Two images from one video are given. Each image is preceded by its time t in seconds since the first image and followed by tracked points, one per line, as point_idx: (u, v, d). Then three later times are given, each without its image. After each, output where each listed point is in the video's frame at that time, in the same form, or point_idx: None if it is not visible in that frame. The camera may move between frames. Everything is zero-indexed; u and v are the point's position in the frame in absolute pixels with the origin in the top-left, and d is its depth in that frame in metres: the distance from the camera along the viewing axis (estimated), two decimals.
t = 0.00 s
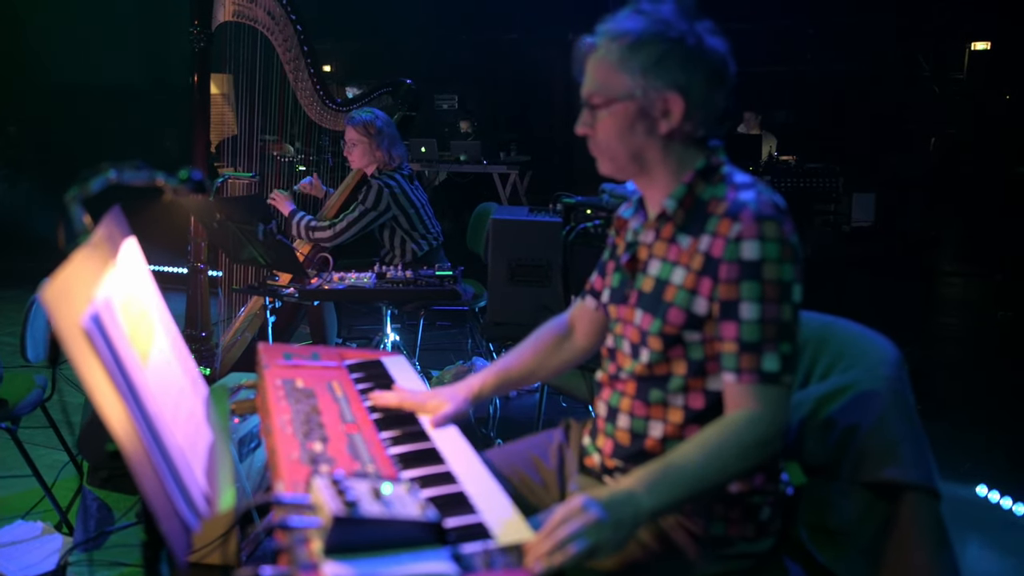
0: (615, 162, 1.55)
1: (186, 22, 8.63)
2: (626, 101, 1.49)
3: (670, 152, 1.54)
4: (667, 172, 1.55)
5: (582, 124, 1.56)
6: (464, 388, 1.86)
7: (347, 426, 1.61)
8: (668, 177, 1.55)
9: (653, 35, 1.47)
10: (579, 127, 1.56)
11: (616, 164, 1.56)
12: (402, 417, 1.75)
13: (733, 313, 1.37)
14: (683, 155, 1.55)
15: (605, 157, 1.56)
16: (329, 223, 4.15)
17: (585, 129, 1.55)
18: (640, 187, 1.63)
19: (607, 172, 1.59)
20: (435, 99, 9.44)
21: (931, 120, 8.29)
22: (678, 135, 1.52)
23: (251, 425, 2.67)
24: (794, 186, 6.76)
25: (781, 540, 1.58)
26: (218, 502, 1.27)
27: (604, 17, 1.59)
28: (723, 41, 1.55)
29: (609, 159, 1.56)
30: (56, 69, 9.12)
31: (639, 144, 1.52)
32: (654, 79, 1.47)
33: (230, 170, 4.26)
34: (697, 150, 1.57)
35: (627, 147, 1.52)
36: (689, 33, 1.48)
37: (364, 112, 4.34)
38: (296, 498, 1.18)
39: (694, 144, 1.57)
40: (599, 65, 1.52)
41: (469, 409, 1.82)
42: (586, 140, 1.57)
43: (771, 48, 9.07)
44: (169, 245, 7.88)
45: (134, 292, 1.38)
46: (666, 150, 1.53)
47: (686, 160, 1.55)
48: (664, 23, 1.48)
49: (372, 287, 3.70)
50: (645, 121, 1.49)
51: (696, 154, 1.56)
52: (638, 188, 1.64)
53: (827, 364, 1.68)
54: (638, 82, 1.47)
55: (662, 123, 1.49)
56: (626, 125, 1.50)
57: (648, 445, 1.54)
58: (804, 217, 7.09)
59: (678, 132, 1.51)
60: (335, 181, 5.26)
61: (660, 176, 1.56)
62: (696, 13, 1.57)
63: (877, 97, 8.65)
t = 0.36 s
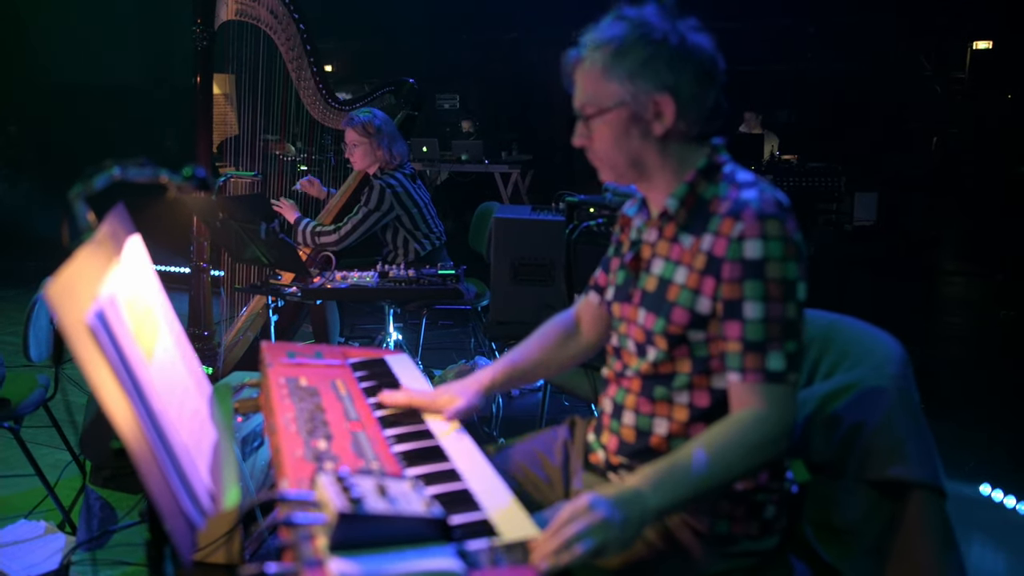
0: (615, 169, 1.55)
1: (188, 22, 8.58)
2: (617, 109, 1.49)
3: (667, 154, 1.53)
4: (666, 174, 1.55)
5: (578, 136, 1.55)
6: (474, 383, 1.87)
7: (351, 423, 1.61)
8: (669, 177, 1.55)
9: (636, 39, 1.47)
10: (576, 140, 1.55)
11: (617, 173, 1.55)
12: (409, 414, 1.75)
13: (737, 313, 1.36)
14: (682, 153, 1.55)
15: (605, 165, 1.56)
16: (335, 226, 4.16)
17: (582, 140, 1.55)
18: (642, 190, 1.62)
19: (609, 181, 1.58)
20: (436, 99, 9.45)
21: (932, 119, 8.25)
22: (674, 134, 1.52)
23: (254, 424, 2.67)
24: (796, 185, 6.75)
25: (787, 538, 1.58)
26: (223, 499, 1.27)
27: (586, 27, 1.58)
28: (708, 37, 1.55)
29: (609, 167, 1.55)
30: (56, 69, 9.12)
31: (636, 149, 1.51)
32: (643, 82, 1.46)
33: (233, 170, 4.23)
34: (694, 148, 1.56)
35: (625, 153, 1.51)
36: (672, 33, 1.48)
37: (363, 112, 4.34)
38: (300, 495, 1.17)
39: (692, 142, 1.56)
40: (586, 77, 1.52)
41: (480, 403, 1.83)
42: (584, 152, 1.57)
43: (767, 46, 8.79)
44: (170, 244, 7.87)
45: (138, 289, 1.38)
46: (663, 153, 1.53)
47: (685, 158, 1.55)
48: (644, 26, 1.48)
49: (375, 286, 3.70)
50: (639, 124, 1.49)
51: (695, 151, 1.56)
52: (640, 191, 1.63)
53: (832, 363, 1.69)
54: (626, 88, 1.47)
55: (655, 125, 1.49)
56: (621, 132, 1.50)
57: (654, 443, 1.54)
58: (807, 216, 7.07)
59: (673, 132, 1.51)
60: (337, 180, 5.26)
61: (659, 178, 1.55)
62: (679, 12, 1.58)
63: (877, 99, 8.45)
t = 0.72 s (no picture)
0: (631, 157, 1.55)
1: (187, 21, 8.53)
2: (642, 96, 1.49)
3: (686, 148, 1.54)
4: (682, 168, 1.55)
5: (597, 121, 1.55)
6: (475, 388, 1.84)
7: (349, 424, 1.60)
8: (684, 172, 1.55)
9: (669, 29, 1.46)
10: (595, 123, 1.55)
11: (632, 160, 1.55)
12: (407, 415, 1.73)
13: (746, 311, 1.36)
14: (700, 150, 1.55)
15: (621, 152, 1.56)
16: (331, 220, 4.16)
17: (600, 125, 1.55)
18: (654, 182, 1.63)
19: (623, 168, 1.58)
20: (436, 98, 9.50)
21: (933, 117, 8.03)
22: (695, 129, 1.52)
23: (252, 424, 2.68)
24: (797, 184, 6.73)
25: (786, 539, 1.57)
26: (219, 500, 1.26)
27: (618, 11, 1.57)
28: (738, 34, 1.54)
29: (625, 155, 1.55)
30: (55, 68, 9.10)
31: (655, 139, 1.52)
32: (670, 73, 1.46)
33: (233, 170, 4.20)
34: (713, 145, 1.56)
35: (644, 141, 1.52)
36: (705, 27, 1.47)
37: (366, 110, 4.33)
38: (298, 496, 1.17)
39: (711, 139, 1.56)
40: (613, 61, 1.51)
41: (484, 409, 1.80)
42: (601, 136, 1.57)
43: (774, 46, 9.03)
44: (170, 244, 7.85)
45: (136, 290, 1.37)
46: (683, 145, 1.53)
47: (702, 155, 1.55)
48: (678, 17, 1.47)
49: (375, 285, 3.69)
50: (662, 115, 1.49)
51: (713, 149, 1.56)
52: (651, 183, 1.63)
53: (833, 362, 1.70)
54: (654, 77, 1.47)
55: (679, 117, 1.49)
56: (642, 121, 1.50)
57: (656, 443, 1.53)
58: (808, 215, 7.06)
59: (695, 127, 1.51)
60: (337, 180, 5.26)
61: (675, 172, 1.55)
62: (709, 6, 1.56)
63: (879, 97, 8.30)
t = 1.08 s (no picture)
0: (634, 155, 1.55)
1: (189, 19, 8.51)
2: (648, 94, 1.49)
3: (691, 148, 1.54)
4: (686, 168, 1.55)
5: (601, 116, 1.56)
6: (471, 379, 1.88)
7: (350, 423, 1.60)
8: (688, 173, 1.55)
9: (678, 27, 1.46)
10: (598, 119, 1.56)
11: (634, 157, 1.55)
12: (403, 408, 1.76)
13: (748, 314, 1.36)
14: (704, 151, 1.55)
15: (623, 149, 1.56)
16: (336, 225, 4.16)
17: (604, 120, 1.55)
18: (657, 182, 1.63)
19: (625, 165, 1.59)
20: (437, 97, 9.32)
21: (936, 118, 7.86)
22: (700, 130, 1.52)
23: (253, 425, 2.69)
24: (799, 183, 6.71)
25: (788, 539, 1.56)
26: (218, 499, 1.26)
27: (627, 5, 1.57)
28: (747, 35, 1.54)
29: (628, 152, 1.55)
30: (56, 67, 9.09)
31: (660, 138, 1.52)
32: (679, 72, 1.46)
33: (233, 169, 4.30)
34: (717, 146, 1.56)
35: (648, 140, 1.52)
36: (717, 26, 1.47)
37: (361, 111, 4.34)
38: (298, 495, 1.16)
39: (715, 140, 1.56)
40: (620, 56, 1.51)
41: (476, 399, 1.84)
42: (604, 132, 1.57)
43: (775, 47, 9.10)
44: (171, 243, 7.84)
45: (136, 288, 1.37)
46: (688, 145, 1.53)
47: (707, 156, 1.55)
48: (689, 15, 1.47)
49: (376, 284, 3.69)
50: (668, 114, 1.50)
51: (717, 149, 1.56)
52: (655, 183, 1.63)
53: (835, 362, 1.69)
54: (661, 75, 1.47)
55: (684, 117, 1.49)
56: (647, 119, 1.51)
57: (657, 443, 1.53)
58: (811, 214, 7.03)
59: (700, 127, 1.51)
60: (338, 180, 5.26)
61: (679, 172, 1.56)
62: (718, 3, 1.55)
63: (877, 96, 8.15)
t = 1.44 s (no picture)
0: (628, 159, 1.55)
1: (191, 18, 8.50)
2: (637, 97, 1.48)
3: (683, 148, 1.53)
4: (681, 167, 1.54)
5: (593, 123, 1.56)
6: (465, 377, 1.85)
7: (352, 422, 1.59)
8: (684, 172, 1.54)
9: (663, 27, 1.45)
10: (590, 126, 1.56)
11: (629, 161, 1.56)
12: (397, 401, 1.77)
13: (748, 312, 1.35)
14: (698, 149, 1.54)
15: (617, 153, 1.56)
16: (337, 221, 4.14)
17: (596, 126, 1.55)
18: (654, 183, 1.62)
19: (621, 169, 1.59)
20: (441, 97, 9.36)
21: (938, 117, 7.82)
22: (692, 129, 1.51)
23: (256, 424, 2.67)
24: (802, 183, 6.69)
25: (795, 540, 1.55)
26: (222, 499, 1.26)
27: (611, 11, 1.56)
28: (734, 30, 1.52)
29: (622, 156, 1.55)
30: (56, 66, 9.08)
31: (652, 140, 1.51)
32: (665, 73, 1.45)
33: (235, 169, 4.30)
34: (712, 143, 1.55)
35: (640, 143, 1.52)
36: (700, 24, 1.46)
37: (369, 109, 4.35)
38: (300, 494, 1.16)
39: (710, 138, 1.55)
40: (607, 61, 1.51)
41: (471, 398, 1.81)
42: (598, 138, 1.57)
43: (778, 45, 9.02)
44: (173, 242, 7.84)
45: (138, 286, 1.36)
46: (680, 145, 1.52)
47: (703, 154, 1.54)
48: (672, 14, 1.46)
49: (377, 284, 3.68)
50: (658, 116, 1.49)
51: (712, 146, 1.55)
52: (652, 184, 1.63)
53: (840, 362, 1.68)
54: (648, 78, 1.46)
55: (674, 118, 1.48)
56: (638, 122, 1.50)
57: (660, 443, 1.52)
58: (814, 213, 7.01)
59: (691, 127, 1.50)
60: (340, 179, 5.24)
61: (674, 171, 1.55)
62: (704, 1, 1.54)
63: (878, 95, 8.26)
